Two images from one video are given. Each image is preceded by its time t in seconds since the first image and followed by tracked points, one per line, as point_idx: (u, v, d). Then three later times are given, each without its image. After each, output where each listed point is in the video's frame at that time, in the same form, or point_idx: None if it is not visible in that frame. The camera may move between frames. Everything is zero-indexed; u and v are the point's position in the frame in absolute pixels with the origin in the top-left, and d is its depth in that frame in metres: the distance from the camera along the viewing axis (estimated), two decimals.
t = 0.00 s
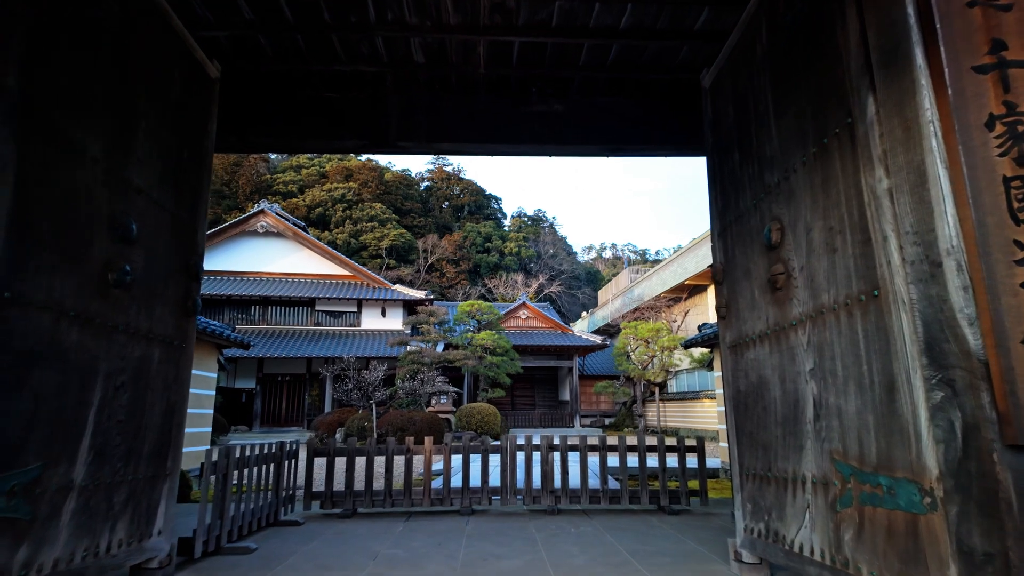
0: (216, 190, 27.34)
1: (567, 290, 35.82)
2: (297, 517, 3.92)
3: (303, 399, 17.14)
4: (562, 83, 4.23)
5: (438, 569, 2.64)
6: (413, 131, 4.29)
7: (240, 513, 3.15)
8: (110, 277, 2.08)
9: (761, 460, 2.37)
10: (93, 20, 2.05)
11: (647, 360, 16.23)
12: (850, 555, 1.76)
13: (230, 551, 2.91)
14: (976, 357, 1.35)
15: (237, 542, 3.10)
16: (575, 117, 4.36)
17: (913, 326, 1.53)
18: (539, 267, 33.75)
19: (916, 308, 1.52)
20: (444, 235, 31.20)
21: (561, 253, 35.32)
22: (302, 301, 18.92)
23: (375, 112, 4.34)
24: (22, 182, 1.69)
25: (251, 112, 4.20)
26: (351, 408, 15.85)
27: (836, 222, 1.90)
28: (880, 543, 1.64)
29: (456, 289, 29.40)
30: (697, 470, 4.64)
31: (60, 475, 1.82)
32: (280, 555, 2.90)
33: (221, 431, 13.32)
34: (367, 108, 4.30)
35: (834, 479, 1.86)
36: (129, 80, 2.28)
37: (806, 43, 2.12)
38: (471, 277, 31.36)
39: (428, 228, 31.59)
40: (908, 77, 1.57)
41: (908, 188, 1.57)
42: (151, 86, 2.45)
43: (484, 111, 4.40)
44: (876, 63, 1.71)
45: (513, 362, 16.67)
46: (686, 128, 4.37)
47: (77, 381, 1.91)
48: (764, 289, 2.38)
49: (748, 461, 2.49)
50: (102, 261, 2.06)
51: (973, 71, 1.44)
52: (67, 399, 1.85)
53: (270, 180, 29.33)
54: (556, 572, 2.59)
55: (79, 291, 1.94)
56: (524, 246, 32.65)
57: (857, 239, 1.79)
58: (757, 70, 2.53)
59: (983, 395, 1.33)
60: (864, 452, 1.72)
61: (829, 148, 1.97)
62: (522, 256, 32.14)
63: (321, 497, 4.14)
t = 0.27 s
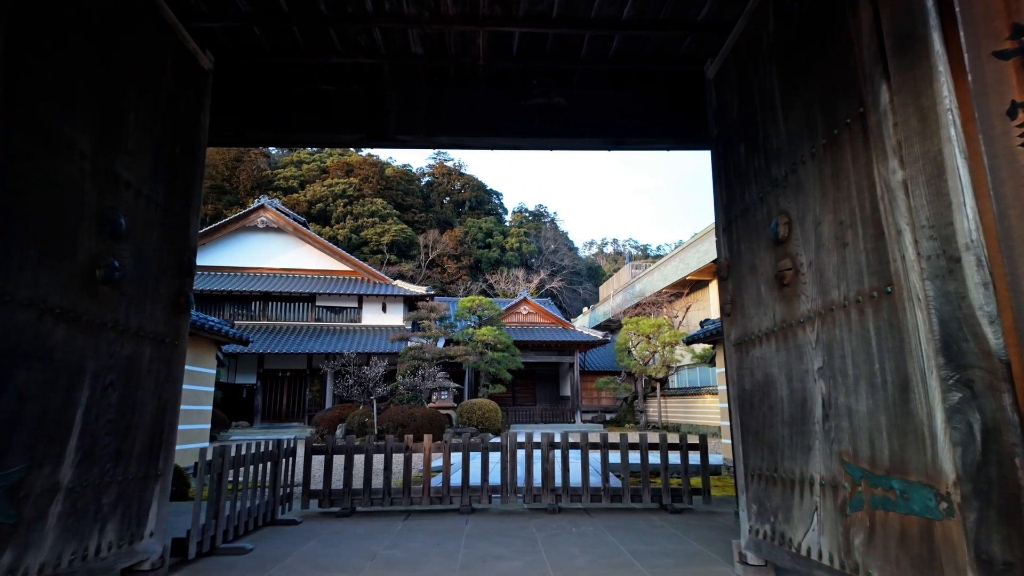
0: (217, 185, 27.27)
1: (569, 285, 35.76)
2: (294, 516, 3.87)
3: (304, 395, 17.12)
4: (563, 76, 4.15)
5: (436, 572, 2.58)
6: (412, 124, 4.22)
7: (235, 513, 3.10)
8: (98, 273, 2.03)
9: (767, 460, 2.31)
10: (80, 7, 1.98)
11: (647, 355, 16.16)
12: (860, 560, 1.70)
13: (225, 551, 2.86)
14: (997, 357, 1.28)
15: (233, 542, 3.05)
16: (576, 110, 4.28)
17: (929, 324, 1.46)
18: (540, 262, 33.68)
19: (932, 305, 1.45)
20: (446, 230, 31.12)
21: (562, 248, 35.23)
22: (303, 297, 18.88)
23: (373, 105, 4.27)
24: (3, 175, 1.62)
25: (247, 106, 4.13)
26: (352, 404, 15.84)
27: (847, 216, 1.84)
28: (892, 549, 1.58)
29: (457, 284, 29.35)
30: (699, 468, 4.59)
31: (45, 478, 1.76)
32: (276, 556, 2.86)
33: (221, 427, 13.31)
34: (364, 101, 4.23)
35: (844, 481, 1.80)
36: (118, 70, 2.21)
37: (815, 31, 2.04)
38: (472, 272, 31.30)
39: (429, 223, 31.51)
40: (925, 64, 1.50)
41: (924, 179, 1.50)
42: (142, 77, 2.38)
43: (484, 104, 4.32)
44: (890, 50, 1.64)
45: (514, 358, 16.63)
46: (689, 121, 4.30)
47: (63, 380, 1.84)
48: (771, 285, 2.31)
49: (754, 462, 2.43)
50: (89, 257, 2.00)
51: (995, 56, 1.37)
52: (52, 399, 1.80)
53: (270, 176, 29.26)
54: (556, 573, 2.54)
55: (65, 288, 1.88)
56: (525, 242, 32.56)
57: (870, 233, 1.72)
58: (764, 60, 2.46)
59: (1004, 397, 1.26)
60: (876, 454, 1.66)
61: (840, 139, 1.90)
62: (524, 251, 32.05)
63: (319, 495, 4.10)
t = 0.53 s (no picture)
0: (217, 181, 27.20)
1: (570, 281, 35.72)
2: (293, 514, 3.85)
3: (305, 391, 17.13)
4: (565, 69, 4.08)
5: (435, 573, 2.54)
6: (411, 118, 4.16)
7: (233, 512, 3.07)
8: (89, 270, 1.99)
9: (773, 460, 2.26)
10: None
11: (649, 351, 16.10)
12: (870, 563, 1.66)
13: (223, 550, 2.83)
14: (1015, 356, 1.23)
15: (230, 541, 3.02)
16: (578, 103, 4.22)
17: (944, 322, 1.41)
18: (542, 258, 33.60)
19: (947, 302, 1.40)
20: (447, 226, 31.04)
21: (563, 244, 35.16)
22: (304, 293, 18.85)
23: (372, 99, 4.20)
24: None
25: (244, 101, 4.08)
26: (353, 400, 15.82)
27: (857, 210, 1.78)
28: (903, 553, 1.53)
29: (458, 281, 29.30)
30: (703, 465, 4.54)
31: (34, 479, 1.72)
32: (274, 555, 2.83)
33: (222, 423, 13.32)
34: (363, 95, 4.17)
35: (853, 482, 1.76)
36: (110, 61, 2.16)
37: (825, 20, 1.98)
38: (473, 268, 31.26)
39: (430, 219, 31.43)
40: (941, 52, 1.44)
41: (940, 171, 1.45)
42: (134, 69, 2.33)
43: (485, 98, 4.26)
44: (903, 38, 1.58)
45: (515, 354, 16.61)
46: (692, 114, 4.23)
47: (52, 379, 1.80)
48: (777, 281, 2.26)
49: (759, 461, 2.39)
50: (80, 252, 1.96)
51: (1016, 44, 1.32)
52: (41, 399, 1.75)
53: (271, 172, 29.20)
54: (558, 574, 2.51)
55: (55, 285, 1.84)
56: (526, 238, 32.47)
57: (882, 228, 1.66)
58: (771, 50, 2.40)
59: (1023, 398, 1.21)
60: (887, 455, 1.61)
61: (850, 131, 1.84)
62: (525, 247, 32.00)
63: (319, 493, 4.07)
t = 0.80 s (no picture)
0: (217, 178, 27.13)
1: (571, 278, 35.66)
2: (293, 513, 3.81)
3: (305, 388, 17.11)
4: (566, 62, 4.01)
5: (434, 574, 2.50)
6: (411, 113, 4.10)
7: (231, 511, 3.04)
8: (81, 265, 1.94)
9: (780, 460, 2.21)
10: None
11: (650, 348, 16.04)
12: (881, 567, 1.61)
13: (220, 550, 2.80)
14: None
15: (228, 541, 2.99)
16: (579, 98, 4.16)
17: (960, 318, 1.36)
18: (543, 255, 33.54)
19: (963, 299, 1.35)
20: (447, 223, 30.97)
21: (564, 241, 35.09)
22: (304, 290, 18.82)
23: (371, 93, 4.14)
24: None
25: (242, 95, 4.02)
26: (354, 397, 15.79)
27: (869, 204, 1.73)
28: (916, 557, 1.48)
29: (459, 277, 29.25)
30: (706, 463, 4.50)
31: (24, 479, 1.68)
32: (271, 555, 2.79)
33: (222, 420, 13.31)
34: (362, 89, 4.11)
35: (863, 483, 1.71)
36: (102, 51, 2.11)
37: (835, 8, 1.93)
38: (474, 265, 31.20)
39: (431, 216, 31.37)
40: (958, 39, 1.39)
41: (957, 162, 1.39)
42: (128, 60, 2.28)
43: (485, 92, 4.20)
44: (918, 25, 1.53)
45: (517, 352, 16.54)
46: (696, 109, 4.18)
47: (42, 377, 1.76)
48: (785, 277, 2.21)
49: (765, 460, 2.34)
50: (71, 247, 1.91)
51: None
52: (31, 397, 1.71)
53: (271, 168, 29.14)
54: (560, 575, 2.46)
55: (45, 280, 1.79)
56: (527, 235, 32.41)
57: (895, 222, 1.61)
58: (778, 41, 2.34)
59: None
60: (899, 456, 1.56)
61: (861, 122, 1.79)
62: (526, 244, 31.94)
63: (318, 491, 4.03)
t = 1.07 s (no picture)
0: (218, 174, 27.09)
1: (572, 274, 35.58)
2: (291, 511, 3.77)
3: (306, 384, 17.08)
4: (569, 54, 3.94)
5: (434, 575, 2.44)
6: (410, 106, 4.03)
7: (227, 510, 2.99)
8: (69, 260, 1.89)
9: (789, 460, 2.16)
10: None
11: (651, 344, 15.97)
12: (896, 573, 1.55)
13: (216, 550, 2.75)
14: None
15: (225, 541, 2.94)
16: (582, 90, 4.08)
17: (983, 315, 1.30)
18: (544, 251, 33.46)
19: (987, 294, 1.29)
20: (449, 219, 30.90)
21: (565, 237, 35.00)
22: (305, 286, 18.77)
23: (369, 85, 4.07)
24: None
25: (238, 88, 3.96)
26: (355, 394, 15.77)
27: (884, 196, 1.67)
28: (934, 562, 1.43)
29: (460, 273, 29.20)
30: (710, 462, 4.44)
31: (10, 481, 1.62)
32: (269, 556, 2.74)
33: (223, 416, 13.29)
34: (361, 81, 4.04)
35: (877, 485, 1.65)
36: (90, 39, 2.04)
37: None
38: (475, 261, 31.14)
39: (432, 212, 31.29)
40: (982, 21, 1.32)
41: (980, 150, 1.33)
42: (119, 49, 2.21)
43: (486, 84, 4.12)
44: (938, 8, 1.46)
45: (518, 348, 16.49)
46: (700, 101, 4.10)
47: (28, 375, 1.70)
48: (794, 272, 2.15)
49: (773, 459, 2.28)
50: (58, 242, 1.85)
51: None
52: (16, 397, 1.65)
53: (272, 164, 29.07)
54: None
55: (31, 275, 1.73)
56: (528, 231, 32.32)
57: (912, 214, 1.55)
58: (787, 29, 2.27)
59: None
60: (916, 458, 1.50)
61: (876, 111, 1.72)
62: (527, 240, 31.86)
63: (316, 489, 3.99)
